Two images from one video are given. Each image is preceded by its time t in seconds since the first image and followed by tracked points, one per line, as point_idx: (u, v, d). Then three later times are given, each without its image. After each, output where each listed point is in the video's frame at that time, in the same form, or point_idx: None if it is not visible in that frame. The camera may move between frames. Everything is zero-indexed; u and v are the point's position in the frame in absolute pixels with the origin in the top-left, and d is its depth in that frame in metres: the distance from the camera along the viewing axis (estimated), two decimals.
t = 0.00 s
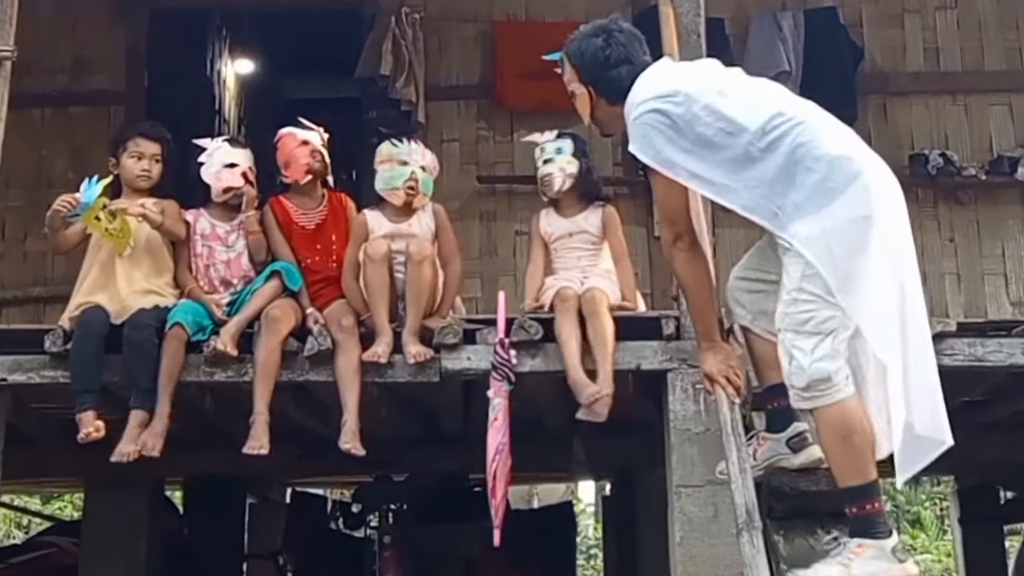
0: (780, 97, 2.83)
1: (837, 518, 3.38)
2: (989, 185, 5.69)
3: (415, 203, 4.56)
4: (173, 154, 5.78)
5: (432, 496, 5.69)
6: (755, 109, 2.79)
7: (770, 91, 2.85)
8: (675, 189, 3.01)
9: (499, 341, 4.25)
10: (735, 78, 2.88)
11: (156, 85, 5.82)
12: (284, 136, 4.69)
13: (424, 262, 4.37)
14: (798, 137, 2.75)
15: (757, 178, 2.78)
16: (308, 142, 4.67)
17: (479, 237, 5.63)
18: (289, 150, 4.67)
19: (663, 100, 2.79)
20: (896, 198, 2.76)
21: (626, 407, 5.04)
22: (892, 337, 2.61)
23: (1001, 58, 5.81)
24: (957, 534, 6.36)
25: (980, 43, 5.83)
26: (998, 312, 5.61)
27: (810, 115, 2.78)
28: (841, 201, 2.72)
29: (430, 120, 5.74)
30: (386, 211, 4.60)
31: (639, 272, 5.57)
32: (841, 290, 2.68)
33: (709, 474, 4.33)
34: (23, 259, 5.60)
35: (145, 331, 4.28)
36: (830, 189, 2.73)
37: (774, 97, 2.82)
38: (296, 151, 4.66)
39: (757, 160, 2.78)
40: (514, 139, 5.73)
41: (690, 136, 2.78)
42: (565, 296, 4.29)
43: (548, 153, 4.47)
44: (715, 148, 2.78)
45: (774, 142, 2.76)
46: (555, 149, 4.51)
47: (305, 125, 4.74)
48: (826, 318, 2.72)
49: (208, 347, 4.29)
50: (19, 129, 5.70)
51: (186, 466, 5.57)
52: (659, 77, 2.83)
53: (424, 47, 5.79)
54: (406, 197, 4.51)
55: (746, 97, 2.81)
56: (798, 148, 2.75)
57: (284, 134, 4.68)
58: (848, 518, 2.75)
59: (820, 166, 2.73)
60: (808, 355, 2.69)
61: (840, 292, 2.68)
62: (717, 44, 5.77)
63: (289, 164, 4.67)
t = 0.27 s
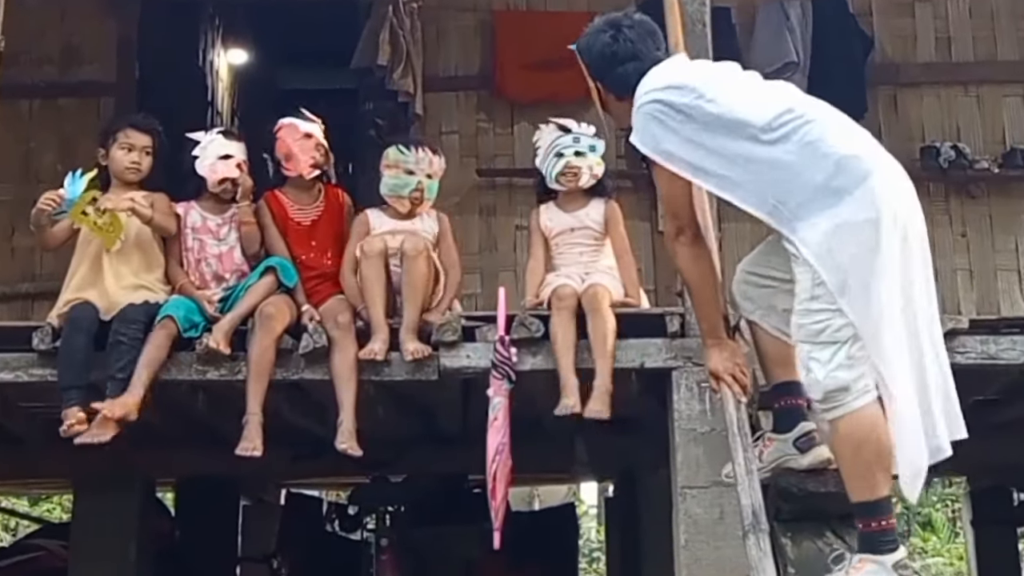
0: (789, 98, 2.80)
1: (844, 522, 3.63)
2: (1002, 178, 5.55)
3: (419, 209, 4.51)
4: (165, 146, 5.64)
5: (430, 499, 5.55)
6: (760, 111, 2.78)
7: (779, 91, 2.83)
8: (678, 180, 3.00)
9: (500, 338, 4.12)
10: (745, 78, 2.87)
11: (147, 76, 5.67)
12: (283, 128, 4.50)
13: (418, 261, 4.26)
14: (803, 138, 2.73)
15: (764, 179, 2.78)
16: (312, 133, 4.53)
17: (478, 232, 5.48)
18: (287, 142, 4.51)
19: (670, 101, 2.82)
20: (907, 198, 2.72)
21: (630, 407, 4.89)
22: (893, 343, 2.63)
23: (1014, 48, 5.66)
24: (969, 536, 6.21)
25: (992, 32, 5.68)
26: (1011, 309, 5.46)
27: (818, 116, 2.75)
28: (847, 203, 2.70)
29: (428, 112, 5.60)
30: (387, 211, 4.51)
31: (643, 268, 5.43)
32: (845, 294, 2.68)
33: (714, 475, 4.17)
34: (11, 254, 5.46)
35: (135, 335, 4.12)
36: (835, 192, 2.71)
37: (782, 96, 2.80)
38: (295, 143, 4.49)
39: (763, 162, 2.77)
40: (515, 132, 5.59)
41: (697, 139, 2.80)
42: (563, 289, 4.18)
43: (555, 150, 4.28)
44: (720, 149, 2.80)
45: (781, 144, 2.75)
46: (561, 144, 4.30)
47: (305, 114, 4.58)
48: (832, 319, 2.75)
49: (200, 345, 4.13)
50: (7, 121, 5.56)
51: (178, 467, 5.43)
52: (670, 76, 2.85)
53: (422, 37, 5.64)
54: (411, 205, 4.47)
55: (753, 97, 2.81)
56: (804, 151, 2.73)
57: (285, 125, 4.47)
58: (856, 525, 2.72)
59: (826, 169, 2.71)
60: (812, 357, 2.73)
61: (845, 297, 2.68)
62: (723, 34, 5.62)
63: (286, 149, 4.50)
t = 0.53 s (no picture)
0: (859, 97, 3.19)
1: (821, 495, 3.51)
2: (966, 185, 6.07)
3: (417, 207, 5.02)
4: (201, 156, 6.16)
5: (443, 479, 6.06)
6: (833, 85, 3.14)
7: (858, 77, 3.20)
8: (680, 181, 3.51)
9: (506, 331, 4.63)
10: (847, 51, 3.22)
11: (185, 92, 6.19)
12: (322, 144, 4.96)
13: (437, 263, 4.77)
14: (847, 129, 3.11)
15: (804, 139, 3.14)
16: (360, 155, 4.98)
17: (487, 234, 6.01)
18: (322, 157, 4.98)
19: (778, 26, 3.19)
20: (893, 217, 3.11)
21: (626, 391, 5.40)
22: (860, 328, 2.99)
23: (977, 66, 6.19)
24: (939, 515, 6.72)
25: (958, 52, 6.21)
26: (975, 305, 5.97)
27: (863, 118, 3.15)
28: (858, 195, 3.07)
29: (442, 125, 6.11)
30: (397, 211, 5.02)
31: (638, 267, 5.95)
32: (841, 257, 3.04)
33: (704, 456, 4.68)
34: (60, 255, 5.97)
35: (180, 319, 4.65)
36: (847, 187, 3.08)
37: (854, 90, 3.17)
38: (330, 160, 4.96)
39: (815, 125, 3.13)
40: (521, 143, 6.11)
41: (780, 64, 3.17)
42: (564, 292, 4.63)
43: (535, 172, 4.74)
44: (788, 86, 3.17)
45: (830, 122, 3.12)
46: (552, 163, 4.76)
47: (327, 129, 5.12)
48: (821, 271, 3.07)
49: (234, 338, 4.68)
50: (56, 133, 6.07)
51: (212, 449, 5.94)
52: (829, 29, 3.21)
53: (436, 55, 6.16)
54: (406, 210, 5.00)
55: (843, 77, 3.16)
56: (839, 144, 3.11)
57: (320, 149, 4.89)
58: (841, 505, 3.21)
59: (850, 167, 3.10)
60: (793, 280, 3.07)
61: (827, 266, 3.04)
62: (712, 54, 6.15)
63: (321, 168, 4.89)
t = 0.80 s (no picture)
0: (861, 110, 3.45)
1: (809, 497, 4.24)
2: (950, 194, 6.28)
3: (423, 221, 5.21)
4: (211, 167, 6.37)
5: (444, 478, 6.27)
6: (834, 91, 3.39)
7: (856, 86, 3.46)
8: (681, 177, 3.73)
9: (506, 334, 4.84)
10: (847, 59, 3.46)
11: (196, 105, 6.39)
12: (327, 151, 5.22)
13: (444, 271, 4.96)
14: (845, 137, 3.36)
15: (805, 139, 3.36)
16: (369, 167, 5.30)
17: (487, 242, 6.22)
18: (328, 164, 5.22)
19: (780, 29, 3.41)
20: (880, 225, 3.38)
21: (621, 393, 5.61)
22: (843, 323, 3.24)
23: (961, 79, 6.41)
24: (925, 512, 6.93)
25: (942, 66, 6.43)
26: (958, 310, 6.19)
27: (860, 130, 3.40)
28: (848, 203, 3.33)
29: (443, 136, 6.33)
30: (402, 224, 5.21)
31: (633, 273, 6.16)
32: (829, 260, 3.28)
33: (698, 457, 4.88)
34: (75, 261, 6.18)
35: (191, 322, 4.86)
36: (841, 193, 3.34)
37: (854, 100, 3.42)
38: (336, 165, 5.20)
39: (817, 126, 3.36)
40: (520, 154, 6.32)
41: (790, 62, 3.38)
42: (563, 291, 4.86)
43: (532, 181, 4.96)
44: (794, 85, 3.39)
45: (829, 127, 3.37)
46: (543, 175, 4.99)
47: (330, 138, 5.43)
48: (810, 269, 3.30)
49: (243, 342, 4.89)
50: (70, 143, 6.28)
51: (221, 450, 6.14)
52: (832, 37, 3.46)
53: (438, 68, 6.37)
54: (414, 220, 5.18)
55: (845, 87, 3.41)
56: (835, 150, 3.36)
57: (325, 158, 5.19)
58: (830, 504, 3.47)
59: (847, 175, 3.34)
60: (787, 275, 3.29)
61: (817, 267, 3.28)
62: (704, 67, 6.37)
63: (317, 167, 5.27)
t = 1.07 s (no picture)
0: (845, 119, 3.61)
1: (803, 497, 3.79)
2: (935, 203, 6.48)
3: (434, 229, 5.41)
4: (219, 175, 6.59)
5: (445, 476, 6.49)
6: (807, 108, 3.61)
7: (835, 99, 3.63)
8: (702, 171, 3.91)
9: (506, 339, 5.00)
10: (828, 76, 3.65)
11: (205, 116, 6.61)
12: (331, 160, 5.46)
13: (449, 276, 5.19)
14: (816, 148, 3.58)
15: (772, 154, 3.58)
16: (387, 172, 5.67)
17: (487, 248, 6.43)
18: (333, 172, 5.47)
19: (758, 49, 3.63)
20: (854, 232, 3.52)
21: (616, 395, 5.82)
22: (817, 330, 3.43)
23: (946, 91, 6.62)
24: (910, 509, 7.15)
25: (927, 78, 6.64)
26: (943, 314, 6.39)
27: (840, 141, 3.58)
28: (820, 214, 3.52)
29: (445, 146, 6.54)
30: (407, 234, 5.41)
31: (628, 279, 6.37)
32: (801, 269, 3.47)
33: (690, 456, 5.08)
34: (88, 267, 6.39)
35: (202, 326, 5.06)
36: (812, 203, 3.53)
37: (836, 117, 3.60)
38: (341, 173, 5.45)
39: (787, 142, 3.58)
40: (519, 163, 6.53)
41: (758, 76, 3.61)
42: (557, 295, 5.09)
43: (546, 179, 5.19)
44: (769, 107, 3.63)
45: (805, 142, 3.58)
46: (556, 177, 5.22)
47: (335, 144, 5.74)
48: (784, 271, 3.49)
49: (252, 345, 5.10)
50: (83, 153, 6.50)
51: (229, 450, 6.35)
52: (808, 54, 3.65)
53: (439, 80, 6.59)
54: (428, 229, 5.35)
55: (818, 102, 3.61)
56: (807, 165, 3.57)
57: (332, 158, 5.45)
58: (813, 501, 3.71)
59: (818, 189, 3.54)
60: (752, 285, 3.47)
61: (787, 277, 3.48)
62: (697, 80, 6.58)
63: (374, 150, 6.11)
